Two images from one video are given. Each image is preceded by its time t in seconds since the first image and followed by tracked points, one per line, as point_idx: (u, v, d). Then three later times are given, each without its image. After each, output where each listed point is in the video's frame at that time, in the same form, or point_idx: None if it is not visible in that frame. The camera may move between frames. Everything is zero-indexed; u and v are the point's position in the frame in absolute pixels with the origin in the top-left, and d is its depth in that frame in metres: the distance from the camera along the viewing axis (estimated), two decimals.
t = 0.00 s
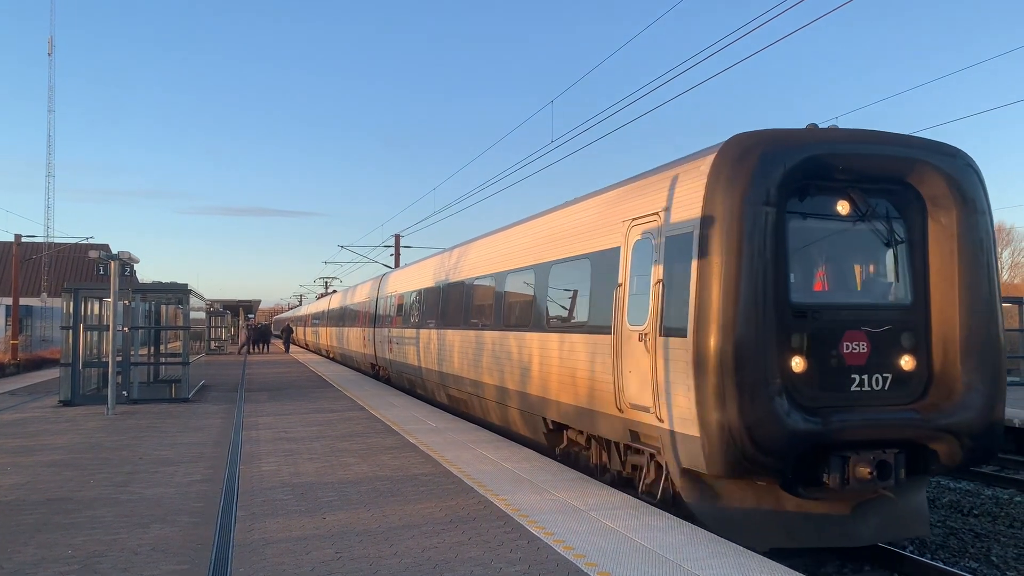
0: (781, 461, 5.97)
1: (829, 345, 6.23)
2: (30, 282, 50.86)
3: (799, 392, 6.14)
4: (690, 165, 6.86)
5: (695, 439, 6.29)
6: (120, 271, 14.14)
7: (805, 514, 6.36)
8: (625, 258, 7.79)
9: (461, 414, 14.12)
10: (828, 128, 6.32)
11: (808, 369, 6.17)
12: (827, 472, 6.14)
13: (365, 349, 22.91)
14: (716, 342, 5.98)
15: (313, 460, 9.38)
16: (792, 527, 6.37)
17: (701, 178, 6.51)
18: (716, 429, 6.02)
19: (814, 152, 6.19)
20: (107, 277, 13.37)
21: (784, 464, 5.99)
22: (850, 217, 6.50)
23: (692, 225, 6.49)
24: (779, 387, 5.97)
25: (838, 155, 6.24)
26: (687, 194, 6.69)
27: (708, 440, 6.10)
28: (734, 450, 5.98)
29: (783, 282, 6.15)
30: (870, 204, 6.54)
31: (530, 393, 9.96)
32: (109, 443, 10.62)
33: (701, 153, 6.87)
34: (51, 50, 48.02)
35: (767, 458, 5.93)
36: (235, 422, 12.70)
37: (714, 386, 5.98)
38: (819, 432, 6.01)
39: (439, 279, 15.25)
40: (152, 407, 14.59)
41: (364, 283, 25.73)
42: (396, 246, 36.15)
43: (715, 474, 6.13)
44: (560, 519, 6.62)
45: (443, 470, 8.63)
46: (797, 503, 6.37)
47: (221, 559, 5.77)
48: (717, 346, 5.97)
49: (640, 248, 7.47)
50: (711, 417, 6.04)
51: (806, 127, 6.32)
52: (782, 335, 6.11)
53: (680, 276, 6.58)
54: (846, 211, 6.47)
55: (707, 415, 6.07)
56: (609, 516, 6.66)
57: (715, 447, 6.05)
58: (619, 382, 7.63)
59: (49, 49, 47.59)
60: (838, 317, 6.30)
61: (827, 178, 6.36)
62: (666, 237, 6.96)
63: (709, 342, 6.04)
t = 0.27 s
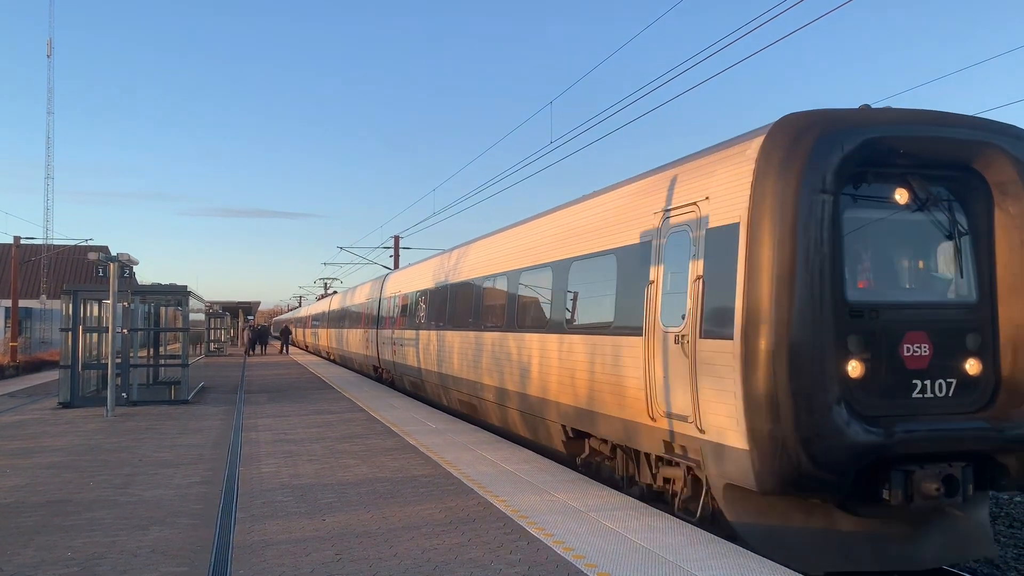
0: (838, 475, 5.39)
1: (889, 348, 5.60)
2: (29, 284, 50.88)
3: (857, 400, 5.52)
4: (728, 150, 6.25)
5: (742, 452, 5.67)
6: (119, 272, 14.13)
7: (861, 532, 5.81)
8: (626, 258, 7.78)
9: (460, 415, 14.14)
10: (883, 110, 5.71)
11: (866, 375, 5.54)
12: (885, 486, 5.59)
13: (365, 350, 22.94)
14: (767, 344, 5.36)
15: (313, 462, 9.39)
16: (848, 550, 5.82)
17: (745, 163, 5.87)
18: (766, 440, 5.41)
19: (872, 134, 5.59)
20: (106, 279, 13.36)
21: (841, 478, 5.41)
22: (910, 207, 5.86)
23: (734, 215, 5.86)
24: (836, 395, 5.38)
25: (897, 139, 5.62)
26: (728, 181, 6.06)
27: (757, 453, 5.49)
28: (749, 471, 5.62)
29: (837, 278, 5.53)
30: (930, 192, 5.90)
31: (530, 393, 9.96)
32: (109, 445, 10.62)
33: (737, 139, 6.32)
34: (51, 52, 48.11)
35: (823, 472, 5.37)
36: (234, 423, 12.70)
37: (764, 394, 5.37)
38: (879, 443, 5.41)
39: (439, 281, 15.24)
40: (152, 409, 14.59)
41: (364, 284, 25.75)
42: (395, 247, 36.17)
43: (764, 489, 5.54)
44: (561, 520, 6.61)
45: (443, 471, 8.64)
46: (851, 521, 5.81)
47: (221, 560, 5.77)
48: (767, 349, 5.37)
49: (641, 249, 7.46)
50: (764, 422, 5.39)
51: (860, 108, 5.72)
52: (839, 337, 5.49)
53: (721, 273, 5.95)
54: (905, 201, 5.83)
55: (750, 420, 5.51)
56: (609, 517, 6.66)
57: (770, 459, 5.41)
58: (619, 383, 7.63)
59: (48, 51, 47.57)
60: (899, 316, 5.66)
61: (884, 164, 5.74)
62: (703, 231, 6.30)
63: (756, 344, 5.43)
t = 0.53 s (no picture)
0: (910, 496, 4.65)
1: (972, 354, 4.75)
2: (28, 285, 50.88)
3: (939, 416, 4.66)
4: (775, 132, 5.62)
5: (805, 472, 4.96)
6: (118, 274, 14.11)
7: (932, 560, 4.99)
8: (626, 258, 7.78)
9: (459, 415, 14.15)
10: (955, 82, 4.94)
11: (948, 386, 4.68)
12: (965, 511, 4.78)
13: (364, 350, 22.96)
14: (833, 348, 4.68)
15: (312, 463, 9.38)
16: None
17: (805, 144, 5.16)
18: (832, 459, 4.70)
19: (946, 108, 4.80)
20: (105, 280, 13.35)
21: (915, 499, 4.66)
22: (989, 191, 5.00)
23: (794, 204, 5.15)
24: (913, 407, 4.57)
25: (975, 112, 4.81)
26: (779, 165, 5.39)
27: (822, 473, 4.80)
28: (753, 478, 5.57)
29: (912, 272, 4.71)
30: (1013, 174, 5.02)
31: (529, 394, 9.96)
32: (108, 446, 10.61)
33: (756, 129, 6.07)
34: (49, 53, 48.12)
35: (896, 492, 4.63)
36: (234, 424, 12.70)
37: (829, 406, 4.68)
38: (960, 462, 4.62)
39: (439, 282, 15.23)
40: (151, 411, 14.58)
41: (363, 284, 25.79)
42: (394, 248, 36.19)
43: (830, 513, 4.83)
44: (560, 521, 6.61)
45: (442, 472, 8.64)
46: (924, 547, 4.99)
47: (220, 562, 5.77)
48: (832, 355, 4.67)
49: (640, 249, 7.46)
50: (779, 425, 5.20)
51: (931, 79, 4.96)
52: (916, 341, 4.65)
53: (778, 270, 5.28)
54: (981, 183, 4.96)
55: (763, 417, 5.35)
56: (608, 518, 6.67)
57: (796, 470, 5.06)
58: (618, 384, 7.63)
59: (46, 53, 47.62)
60: (979, 317, 4.82)
61: (961, 142, 4.89)
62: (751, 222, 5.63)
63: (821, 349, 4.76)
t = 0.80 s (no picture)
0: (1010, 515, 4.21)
1: None
2: (26, 286, 50.85)
3: None
4: (801, 124, 5.49)
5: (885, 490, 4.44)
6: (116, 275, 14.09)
7: None
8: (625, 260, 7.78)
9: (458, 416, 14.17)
10: None
11: None
12: None
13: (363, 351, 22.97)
14: (927, 350, 4.16)
15: (310, 464, 9.38)
16: None
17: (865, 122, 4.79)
18: (921, 478, 4.20)
19: None
20: (103, 281, 13.33)
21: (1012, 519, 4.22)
22: None
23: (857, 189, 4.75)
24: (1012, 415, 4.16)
25: None
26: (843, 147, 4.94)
27: (908, 490, 4.28)
28: (752, 477, 5.63)
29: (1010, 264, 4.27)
30: None
31: (527, 395, 9.96)
32: (106, 448, 10.60)
33: (756, 130, 6.13)
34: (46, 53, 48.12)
35: (994, 511, 4.18)
36: (232, 426, 12.69)
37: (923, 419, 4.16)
38: None
39: (437, 283, 15.24)
40: (149, 412, 14.57)
41: (361, 286, 25.80)
42: (392, 249, 36.21)
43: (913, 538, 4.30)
44: (558, 522, 6.62)
45: (440, 473, 8.65)
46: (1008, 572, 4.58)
47: (218, 564, 5.77)
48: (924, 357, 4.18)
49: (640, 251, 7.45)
50: (778, 425, 5.27)
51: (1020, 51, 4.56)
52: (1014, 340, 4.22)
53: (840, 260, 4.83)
54: None
55: (761, 416, 5.44)
56: (607, 519, 6.68)
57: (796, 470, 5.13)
58: (617, 385, 7.63)
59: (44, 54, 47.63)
60: None
61: None
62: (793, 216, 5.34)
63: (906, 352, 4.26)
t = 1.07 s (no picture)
0: None
1: None
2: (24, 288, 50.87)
3: None
4: (801, 126, 5.52)
5: (917, 501, 4.23)
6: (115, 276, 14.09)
7: None
8: (622, 262, 7.78)
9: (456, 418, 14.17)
10: None
11: None
12: None
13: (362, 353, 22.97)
14: (993, 356, 3.78)
15: (309, 466, 9.37)
16: None
17: (886, 116, 4.71)
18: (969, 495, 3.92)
19: None
20: (102, 283, 13.33)
21: None
22: None
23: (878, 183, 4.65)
24: None
25: None
26: (929, 126, 4.37)
27: None
28: (752, 479, 5.64)
29: None
30: None
31: (526, 397, 9.96)
32: (104, 450, 10.60)
33: (751, 133, 6.20)
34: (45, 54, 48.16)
35: None
36: (230, 428, 12.68)
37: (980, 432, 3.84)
38: None
39: (435, 285, 15.26)
40: (148, 414, 14.57)
41: (360, 287, 25.80)
42: (391, 250, 36.24)
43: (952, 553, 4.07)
44: (557, 524, 6.61)
45: (439, 475, 8.64)
46: None
47: (216, 566, 5.76)
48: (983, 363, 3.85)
49: (637, 253, 7.45)
50: (781, 428, 5.24)
51: None
52: None
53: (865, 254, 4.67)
54: None
55: (763, 418, 5.41)
56: (606, 521, 6.68)
57: (801, 473, 5.09)
58: (615, 387, 7.64)
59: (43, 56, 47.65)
60: None
61: None
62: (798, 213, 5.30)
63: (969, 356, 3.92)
